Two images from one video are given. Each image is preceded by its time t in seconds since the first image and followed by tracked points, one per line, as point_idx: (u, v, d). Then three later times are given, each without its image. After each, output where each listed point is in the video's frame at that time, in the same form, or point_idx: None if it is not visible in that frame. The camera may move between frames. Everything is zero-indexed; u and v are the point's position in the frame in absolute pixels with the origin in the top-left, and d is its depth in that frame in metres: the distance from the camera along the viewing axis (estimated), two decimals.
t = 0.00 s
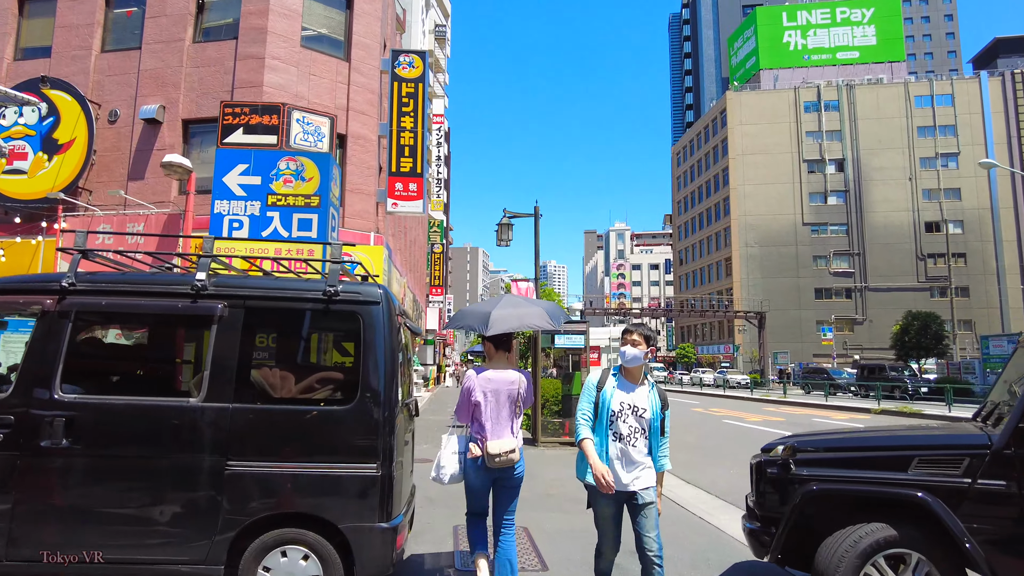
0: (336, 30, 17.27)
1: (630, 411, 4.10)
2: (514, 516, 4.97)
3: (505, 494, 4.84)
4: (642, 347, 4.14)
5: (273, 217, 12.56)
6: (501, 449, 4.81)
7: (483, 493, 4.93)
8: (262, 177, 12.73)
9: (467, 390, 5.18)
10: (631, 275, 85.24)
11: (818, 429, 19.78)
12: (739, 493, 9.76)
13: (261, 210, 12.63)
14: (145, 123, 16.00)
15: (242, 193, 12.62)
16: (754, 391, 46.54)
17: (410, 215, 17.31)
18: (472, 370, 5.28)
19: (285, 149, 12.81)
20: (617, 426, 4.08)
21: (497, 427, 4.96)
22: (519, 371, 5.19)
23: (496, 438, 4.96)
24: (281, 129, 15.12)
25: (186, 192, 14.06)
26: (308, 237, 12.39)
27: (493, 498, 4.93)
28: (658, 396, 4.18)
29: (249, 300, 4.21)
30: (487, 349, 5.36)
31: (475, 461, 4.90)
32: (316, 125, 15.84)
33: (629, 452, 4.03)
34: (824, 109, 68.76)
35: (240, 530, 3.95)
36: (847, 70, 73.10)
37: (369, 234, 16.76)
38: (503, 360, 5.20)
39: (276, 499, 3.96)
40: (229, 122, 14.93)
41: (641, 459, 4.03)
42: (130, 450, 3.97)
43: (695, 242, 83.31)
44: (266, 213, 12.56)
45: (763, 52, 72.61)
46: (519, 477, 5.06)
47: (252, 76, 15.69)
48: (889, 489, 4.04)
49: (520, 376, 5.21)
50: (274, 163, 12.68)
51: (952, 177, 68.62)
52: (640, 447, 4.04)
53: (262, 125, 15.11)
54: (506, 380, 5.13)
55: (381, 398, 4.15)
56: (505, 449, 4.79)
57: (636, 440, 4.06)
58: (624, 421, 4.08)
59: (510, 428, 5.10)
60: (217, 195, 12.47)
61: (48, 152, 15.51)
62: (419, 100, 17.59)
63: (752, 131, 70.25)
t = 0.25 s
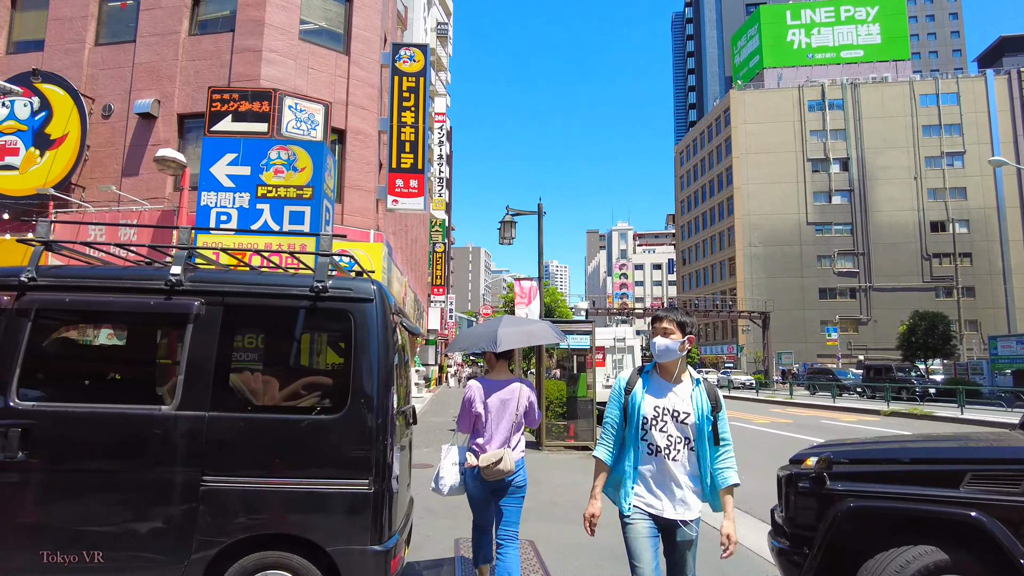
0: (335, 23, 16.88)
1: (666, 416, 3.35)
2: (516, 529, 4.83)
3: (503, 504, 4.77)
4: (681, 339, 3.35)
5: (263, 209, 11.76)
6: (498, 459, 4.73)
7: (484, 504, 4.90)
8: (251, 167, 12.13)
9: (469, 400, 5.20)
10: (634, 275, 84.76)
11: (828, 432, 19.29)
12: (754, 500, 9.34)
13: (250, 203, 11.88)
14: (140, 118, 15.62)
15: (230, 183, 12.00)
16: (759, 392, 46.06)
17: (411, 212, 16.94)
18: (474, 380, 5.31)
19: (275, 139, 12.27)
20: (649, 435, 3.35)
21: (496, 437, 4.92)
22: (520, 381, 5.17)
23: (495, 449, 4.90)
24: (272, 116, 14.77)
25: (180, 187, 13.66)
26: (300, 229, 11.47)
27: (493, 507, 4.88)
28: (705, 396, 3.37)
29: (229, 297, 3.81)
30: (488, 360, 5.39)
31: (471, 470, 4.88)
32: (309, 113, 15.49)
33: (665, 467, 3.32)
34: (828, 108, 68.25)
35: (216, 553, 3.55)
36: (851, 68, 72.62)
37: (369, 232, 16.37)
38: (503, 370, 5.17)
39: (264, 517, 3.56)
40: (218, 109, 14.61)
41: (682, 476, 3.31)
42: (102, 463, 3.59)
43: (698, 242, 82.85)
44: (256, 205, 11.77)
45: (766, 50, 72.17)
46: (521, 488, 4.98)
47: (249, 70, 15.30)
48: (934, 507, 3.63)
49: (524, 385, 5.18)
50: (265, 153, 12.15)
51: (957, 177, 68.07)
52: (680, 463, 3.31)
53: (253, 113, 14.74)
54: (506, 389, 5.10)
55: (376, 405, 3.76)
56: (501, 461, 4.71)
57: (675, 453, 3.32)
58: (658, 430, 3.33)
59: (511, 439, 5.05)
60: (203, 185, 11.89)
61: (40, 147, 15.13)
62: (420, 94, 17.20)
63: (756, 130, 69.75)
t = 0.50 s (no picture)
0: (331, 17, 16.56)
1: (691, 437, 2.85)
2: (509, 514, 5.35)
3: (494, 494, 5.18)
4: (701, 338, 2.96)
5: (249, 200, 10.88)
6: (486, 452, 5.12)
7: (473, 494, 5.27)
8: (236, 156, 11.15)
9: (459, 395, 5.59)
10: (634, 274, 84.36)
11: (834, 434, 18.97)
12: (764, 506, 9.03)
13: (235, 193, 10.97)
14: (132, 112, 15.29)
15: (213, 174, 11.00)
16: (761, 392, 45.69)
17: (409, 209, 16.64)
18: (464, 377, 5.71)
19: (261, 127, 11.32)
20: (672, 466, 2.85)
21: (485, 430, 5.35)
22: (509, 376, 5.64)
23: (485, 442, 5.32)
24: (257, 103, 14.31)
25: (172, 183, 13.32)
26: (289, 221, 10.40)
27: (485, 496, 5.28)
28: (744, 410, 2.86)
29: (200, 290, 3.48)
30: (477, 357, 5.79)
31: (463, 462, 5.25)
32: (298, 100, 15.05)
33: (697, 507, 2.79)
34: (830, 106, 67.88)
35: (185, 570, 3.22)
36: (853, 67, 72.26)
37: (366, 229, 16.05)
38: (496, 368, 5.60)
39: (248, 531, 3.25)
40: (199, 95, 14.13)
41: (720, 511, 2.79)
42: (64, 471, 3.26)
43: (699, 242, 82.48)
44: (241, 195, 10.90)
45: (767, 49, 71.85)
46: (509, 479, 5.36)
47: (243, 63, 14.97)
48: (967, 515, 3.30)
49: (513, 379, 5.67)
50: (249, 142, 11.16)
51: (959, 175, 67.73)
52: (717, 493, 2.79)
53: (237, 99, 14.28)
54: (497, 387, 5.52)
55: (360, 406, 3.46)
56: (487, 453, 5.09)
57: (712, 478, 2.80)
58: (678, 458, 2.85)
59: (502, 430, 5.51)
60: (183, 176, 10.89)
61: (30, 142, 14.71)
62: (418, 89, 16.91)
63: (758, 129, 69.34)
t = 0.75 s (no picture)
0: (326, 9, 16.18)
1: (741, 438, 2.38)
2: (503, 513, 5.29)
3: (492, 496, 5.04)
4: (748, 307, 2.50)
5: (229, 188, 10.38)
6: (486, 450, 4.95)
7: (469, 494, 5.06)
8: (217, 141, 10.58)
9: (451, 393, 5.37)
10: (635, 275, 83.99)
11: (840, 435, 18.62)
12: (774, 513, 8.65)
13: (215, 181, 10.45)
14: (122, 107, 14.91)
15: (192, 161, 10.52)
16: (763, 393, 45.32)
17: (406, 205, 16.24)
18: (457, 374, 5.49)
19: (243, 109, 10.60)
20: (712, 472, 2.38)
21: (480, 429, 5.21)
22: (506, 376, 5.55)
23: (481, 441, 5.17)
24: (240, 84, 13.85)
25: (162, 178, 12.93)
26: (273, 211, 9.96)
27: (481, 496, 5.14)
28: (811, 401, 2.41)
29: (160, 280, 3.09)
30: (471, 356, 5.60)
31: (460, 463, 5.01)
32: (282, 82, 14.67)
33: (748, 526, 2.31)
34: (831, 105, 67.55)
35: None
36: (853, 66, 71.92)
37: (361, 226, 15.68)
38: (487, 367, 5.47)
39: (225, 551, 2.87)
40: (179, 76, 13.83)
41: (780, 530, 2.31)
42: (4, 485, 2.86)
43: (700, 242, 82.10)
44: (221, 184, 10.38)
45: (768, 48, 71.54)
46: (503, 479, 5.21)
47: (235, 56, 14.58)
48: None
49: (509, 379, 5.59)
50: (231, 128, 10.53)
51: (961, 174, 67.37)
52: (775, 509, 2.32)
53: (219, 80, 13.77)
54: (489, 385, 5.40)
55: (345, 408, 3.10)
56: (489, 452, 4.93)
57: (768, 488, 2.33)
58: (724, 464, 2.37)
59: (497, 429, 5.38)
60: (160, 163, 10.46)
61: (17, 138, 14.31)
62: (416, 83, 16.53)
63: (759, 128, 68.95)
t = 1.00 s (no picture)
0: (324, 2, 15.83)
1: (873, 501, 1.77)
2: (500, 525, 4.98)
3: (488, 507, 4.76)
4: (889, 296, 1.89)
5: (210, 175, 9.87)
6: (486, 457, 4.74)
7: (465, 502, 4.85)
8: (200, 128, 10.25)
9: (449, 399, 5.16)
10: (637, 275, 83.61)
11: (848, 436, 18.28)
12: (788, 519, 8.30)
13: (197, 168, 10.04)
14: (115, 101, 14.59)
15: (174, 147, 10.20)
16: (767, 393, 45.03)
17: (405, 202, 15.90)
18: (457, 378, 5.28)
19: (229, 94, 10.28)
20: (831, 548, 1.78)
21: (479, 436, 4.96)
22: (504, 381, 5.22)
23: (480, 448, 4.93)
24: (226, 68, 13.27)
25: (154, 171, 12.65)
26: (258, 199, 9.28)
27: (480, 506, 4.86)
28: (987, 452, 1.74)
29: (117, 267, 2.74)
30: (470, 362, 5.36)
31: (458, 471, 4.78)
32: (270, 65, 13.99)
33: None
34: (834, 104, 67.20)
35: None
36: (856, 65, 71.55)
37: (360, 223, 15.37)
38: (486, 372, 5.26)
39: None
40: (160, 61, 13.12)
41: None
42: None
43: (703, 241, 81.78)
44: (202, 170, 9.91)
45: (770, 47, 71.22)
46: (500, 487, 4.99)
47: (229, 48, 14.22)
48: None
49: (506, 384, 5.29)
50: (214, 113, 10.12)
51: (965, 173, 66.98)
52: None
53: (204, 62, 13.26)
54: (488, 390, 5.17)
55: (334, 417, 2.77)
56: (489, 459, 4.72)
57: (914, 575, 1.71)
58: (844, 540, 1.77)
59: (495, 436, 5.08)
60: (141, 148, 10.22)
61: (8, 133, 14.00)
62: (415, 77, 16.20)
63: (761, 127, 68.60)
